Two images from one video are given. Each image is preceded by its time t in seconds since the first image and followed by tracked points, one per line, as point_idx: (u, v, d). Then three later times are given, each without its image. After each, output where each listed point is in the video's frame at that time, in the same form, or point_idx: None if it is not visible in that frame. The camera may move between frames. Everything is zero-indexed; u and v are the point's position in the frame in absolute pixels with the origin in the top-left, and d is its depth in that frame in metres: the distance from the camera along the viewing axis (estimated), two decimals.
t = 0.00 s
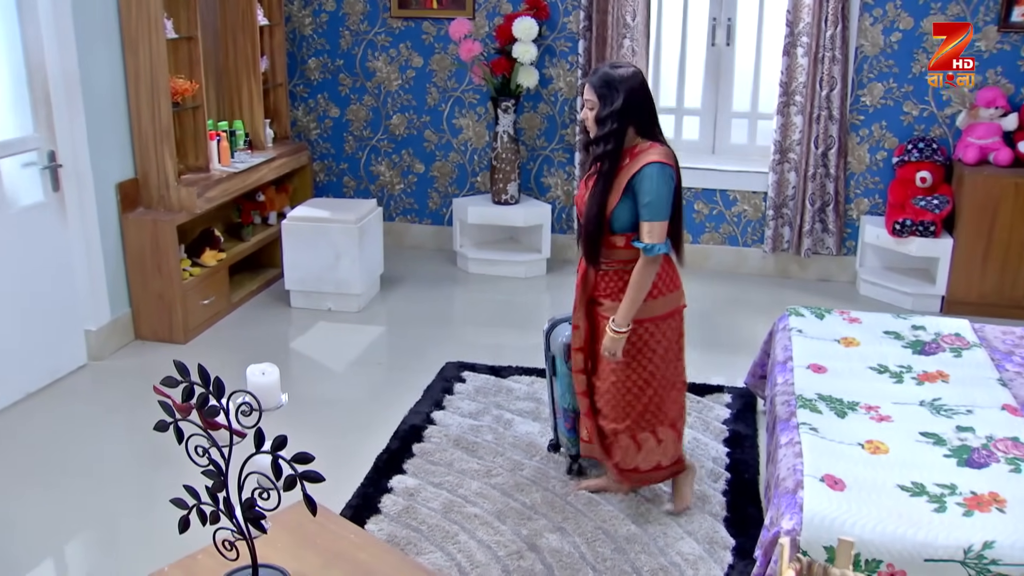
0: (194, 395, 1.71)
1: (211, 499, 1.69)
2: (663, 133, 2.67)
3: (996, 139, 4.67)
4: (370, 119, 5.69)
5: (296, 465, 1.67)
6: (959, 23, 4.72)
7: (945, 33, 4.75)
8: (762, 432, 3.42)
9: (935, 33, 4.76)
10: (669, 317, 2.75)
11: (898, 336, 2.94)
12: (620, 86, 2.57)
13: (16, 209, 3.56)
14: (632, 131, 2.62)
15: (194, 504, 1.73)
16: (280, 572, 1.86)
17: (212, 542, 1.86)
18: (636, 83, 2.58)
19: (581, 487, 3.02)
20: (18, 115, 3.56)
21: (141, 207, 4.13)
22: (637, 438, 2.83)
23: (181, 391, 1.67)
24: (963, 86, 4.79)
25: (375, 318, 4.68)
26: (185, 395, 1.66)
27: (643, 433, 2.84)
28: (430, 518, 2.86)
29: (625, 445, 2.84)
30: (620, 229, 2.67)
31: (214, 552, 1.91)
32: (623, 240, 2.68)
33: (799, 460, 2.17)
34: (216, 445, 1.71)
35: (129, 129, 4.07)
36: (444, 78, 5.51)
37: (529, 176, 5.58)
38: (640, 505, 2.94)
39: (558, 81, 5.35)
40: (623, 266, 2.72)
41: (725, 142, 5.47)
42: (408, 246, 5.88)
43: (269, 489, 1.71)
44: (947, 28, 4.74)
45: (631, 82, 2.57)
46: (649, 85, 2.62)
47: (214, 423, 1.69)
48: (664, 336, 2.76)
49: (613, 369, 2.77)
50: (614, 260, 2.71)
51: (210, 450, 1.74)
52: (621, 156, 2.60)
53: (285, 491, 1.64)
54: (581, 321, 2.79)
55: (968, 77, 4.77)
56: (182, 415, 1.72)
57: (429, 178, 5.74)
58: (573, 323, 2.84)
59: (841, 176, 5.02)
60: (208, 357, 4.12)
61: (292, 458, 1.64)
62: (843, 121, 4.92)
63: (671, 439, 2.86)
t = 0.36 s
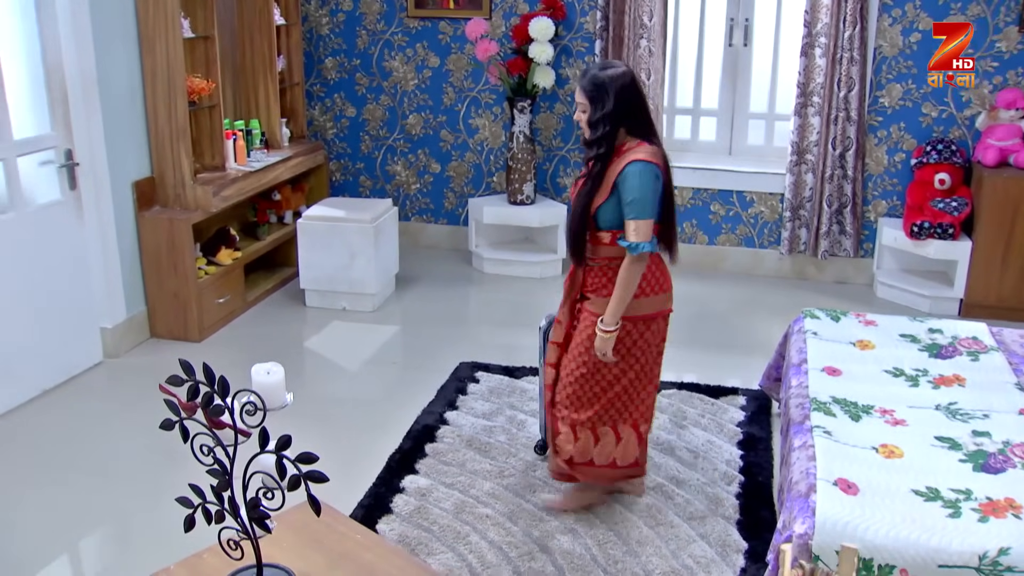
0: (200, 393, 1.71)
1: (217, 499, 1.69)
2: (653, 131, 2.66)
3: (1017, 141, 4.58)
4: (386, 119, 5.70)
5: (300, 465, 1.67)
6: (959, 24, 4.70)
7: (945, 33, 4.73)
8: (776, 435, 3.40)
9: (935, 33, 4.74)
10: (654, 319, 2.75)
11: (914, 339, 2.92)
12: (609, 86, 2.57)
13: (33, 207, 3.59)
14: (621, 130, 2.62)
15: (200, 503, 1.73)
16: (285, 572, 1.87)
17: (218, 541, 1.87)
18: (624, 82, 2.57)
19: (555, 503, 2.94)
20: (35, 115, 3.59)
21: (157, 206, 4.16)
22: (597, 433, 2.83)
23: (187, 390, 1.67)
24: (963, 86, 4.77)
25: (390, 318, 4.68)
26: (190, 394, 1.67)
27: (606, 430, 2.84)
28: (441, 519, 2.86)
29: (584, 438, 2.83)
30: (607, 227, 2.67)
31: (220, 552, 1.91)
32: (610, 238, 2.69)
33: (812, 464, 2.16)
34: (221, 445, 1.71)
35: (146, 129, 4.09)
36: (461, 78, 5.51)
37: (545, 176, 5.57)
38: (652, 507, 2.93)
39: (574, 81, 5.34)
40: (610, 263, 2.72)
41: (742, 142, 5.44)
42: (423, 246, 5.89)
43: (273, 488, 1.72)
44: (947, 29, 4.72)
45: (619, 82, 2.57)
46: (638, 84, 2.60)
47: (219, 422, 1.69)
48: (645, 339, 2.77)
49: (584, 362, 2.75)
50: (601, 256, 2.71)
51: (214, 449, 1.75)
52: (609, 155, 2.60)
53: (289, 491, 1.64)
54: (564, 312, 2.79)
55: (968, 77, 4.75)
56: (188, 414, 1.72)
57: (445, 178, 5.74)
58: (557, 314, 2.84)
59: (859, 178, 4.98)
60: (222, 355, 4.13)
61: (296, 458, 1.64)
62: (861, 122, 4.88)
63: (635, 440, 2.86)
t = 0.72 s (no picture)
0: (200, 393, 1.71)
1: (216, 498, 1.69)
2: (622, 139, 2.65)
3: None
4: (398, 119, 5.70)
5: (299, 465, 1.67)
6: (960, 24, 4.68)
7: (946, 34, 4.71)
8: (786, 438, 3.38)
9: (936, 34, 4.73)
10: (626, 322, 2.75)
11: (926, 342, 2.89)
12: (576, 92, 2.58)
13: (45, 206, 3.61)
14: (589, 136, 2.63)
15: (199, 503, 1.73)
16: (285, 572, 1.86)
17: (218, 542, 1.86)
18: (591, 88, 2.58)
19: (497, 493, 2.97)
20: (47, 114, 3.62)
21: (169, 205, 4.17)
22: (575, 435, 2.84)
23: (187, 389, 1.67)
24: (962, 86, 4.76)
25: (400, 318, 4.68)
26: (190, 393, 1.67)
27: (585, 432, 2.84)
28: (449, 519, 2.86)
29: (563, 440, 2.84)
30: (575, 234, 2.66)
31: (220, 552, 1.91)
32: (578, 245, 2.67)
33: (821, 467, 2.14)
34: (221, 444, 1.71)
35: (158, 127, 4.11)
36: (473, 78, 5.51)
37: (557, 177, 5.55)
38: (660, 509, 2.92)
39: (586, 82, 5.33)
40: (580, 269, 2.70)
41: (755, 143, 5.42)
42: (435, 246, 5.89)
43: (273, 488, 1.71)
44: (948, 29, 4.70)
45: (586, 88, 2.58)
46: (607, 91, 2.61)
47: (220, 422, 1.69)
48: (618, 342, 2.76)
49: (557, 368, 2.74)
50: (569, 262, 2.70)
51: (214, 449, 1.74)
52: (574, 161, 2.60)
53: (288, 491, 1.64)
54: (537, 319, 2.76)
55: (969, 78, 4.73)
56: (188, 414, 1.72)
57: (457, 179, 5.74)
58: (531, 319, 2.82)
59: (872, 180, 4.95)
60: (232, 355, 4.14)
61: (295, 458, 1.64)
62: (875, 124, 4.85)
63: (613, 440, 2.87)
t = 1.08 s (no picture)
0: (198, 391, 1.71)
1: (214, 497, 1.69)
2: (576, 136, 2.63)
3: None
4: (408, 119, 5.70)
5: (297, 464, 1.67)
6: (959, 24, 4.67)
7: (945, 33, 4.70)
8: (795, 440, 3.37)
9: (934, 33, 4.71)
10: (586, 319, 2.72)
11: (936, 345, 2.87)
12: (524, 90, 2.56)
13: (55, 204, 3.62)
14: (540, 132, 2.61)
15: (197, 501, 1.73)
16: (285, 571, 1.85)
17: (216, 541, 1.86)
18: (542, 85, 2.57)
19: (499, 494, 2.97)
20: (58, 112, 3.63)
21: (178, 204, 4.18)
22: (551, 438, 2.82)
23: (184, 387, 1.67)
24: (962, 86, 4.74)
25: (409, 318, 4.68)
26: (187, 391, 1.67)
27: (560, 435, 2.82)
28: (455, 520, 2.85)
29: (539, 444, 2.83)
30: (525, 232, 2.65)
31: (218, 550, 1.91)
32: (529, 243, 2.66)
33: (828, 470, 2.13)
34: (218, 443, 1.71)
35: (168, 126, 4.12)
36: (483, 78, 5.50)
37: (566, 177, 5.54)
38: (666, 511, 2.91)
39: (597, 82, 5.32)
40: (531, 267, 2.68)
41: (766, 144, 5.39)
42: (444, 246, 5.89)
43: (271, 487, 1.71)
44: (947, 28, 4.69)
45: (536, 84, 2.56)
46: (559, 87, 2.59)
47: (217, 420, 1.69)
48: (581, 341, 2.74)
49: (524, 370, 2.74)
50: (522, 260, 2.69)
51: (212, 448, 1.74)
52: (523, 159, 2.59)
53: (284, 490, 1.63)
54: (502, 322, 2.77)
55: (968, 77, 4.72)
56: (186, 412, 1.72)
57: (467, 179, 5.74)
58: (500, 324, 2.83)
59: (883, 181, 4.92)
60: (241, 354, 4.15)
61: (293, 457, 1.64)
62: (886, 125, 4.83)
63: (589, 441, 2.84)
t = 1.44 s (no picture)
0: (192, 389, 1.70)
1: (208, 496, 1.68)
2: (544, 133, 2.62)
3: None
4: (416, 120, 5.71)
5: (290, 463, 1.66)
6: (959, 24, 4.66)
7: (945, 33, 4.68)
8: (801, 442, 3.35)
9: (933, 33, 4.70)
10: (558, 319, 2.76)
11: (943, 347, 2.85)
12: (487, 88, 2.55)
13: (62, 203, 3.63)
14: (507, 129, 2.61)
15: (191, 499, 1.72)
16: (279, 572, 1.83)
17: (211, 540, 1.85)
18: (505, 83, 2.55)
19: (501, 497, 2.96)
20: (65, 111, 3.64)
21: (185, 204, 4.19)
22: (517, 433, 2.85)
23: (178, 385, 1.67)
24: (962, 86, 4.73)
25: (415, 318, 4.68)
26: (181, 389, 1.66)
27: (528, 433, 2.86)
28: (458, 521, 2.85)
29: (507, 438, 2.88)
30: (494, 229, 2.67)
31: (213, 550, 1.91)
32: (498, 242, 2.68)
33: (832, 473, 2.12)
34: (213, 441, 1.70)
35: (176, 126, 4.13)
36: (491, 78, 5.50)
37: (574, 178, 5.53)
38: (671, 513, 2.90)
39: (605, 82, 5.30)
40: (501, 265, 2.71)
41: (775, 146, 5.38)
42: (452, 247, 5.88)
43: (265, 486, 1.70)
44: (947, 29, 4.67)
45: (499, 82, 2.54)
46: (524, 85, 2.56)
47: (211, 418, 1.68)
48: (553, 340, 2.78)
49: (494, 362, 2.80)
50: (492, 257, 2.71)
51: (207, 446, 1.73)
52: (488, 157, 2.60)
53: (278, 489, 1.62)
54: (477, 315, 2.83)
55: (968, 77, 4.71)
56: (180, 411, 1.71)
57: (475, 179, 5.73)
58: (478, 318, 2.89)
59: (892, 183, 4.90)
60: (247, 353, 4.15)
61: (286, 457, 1.63)
62: (895, 126, 4.80)
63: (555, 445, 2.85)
